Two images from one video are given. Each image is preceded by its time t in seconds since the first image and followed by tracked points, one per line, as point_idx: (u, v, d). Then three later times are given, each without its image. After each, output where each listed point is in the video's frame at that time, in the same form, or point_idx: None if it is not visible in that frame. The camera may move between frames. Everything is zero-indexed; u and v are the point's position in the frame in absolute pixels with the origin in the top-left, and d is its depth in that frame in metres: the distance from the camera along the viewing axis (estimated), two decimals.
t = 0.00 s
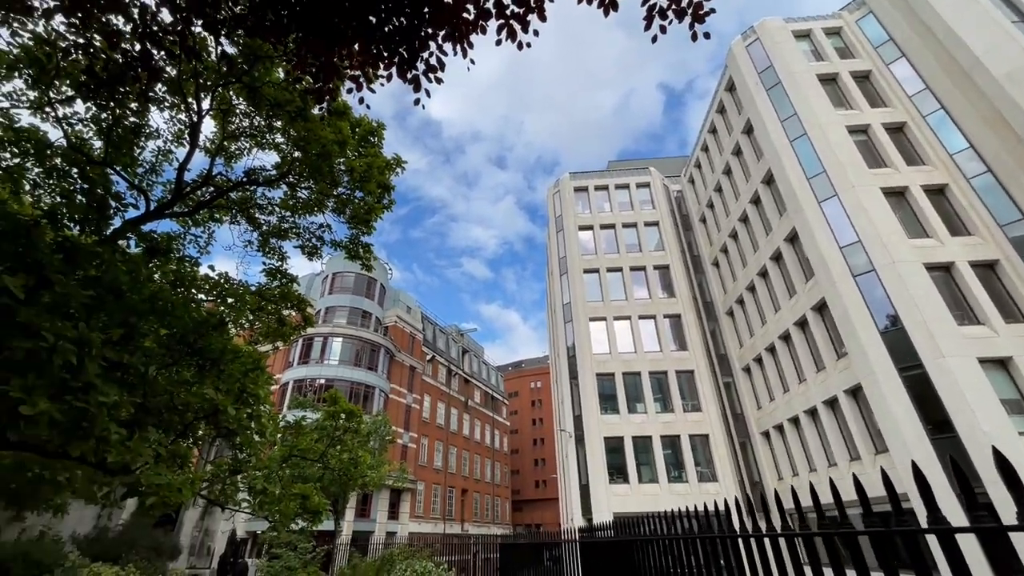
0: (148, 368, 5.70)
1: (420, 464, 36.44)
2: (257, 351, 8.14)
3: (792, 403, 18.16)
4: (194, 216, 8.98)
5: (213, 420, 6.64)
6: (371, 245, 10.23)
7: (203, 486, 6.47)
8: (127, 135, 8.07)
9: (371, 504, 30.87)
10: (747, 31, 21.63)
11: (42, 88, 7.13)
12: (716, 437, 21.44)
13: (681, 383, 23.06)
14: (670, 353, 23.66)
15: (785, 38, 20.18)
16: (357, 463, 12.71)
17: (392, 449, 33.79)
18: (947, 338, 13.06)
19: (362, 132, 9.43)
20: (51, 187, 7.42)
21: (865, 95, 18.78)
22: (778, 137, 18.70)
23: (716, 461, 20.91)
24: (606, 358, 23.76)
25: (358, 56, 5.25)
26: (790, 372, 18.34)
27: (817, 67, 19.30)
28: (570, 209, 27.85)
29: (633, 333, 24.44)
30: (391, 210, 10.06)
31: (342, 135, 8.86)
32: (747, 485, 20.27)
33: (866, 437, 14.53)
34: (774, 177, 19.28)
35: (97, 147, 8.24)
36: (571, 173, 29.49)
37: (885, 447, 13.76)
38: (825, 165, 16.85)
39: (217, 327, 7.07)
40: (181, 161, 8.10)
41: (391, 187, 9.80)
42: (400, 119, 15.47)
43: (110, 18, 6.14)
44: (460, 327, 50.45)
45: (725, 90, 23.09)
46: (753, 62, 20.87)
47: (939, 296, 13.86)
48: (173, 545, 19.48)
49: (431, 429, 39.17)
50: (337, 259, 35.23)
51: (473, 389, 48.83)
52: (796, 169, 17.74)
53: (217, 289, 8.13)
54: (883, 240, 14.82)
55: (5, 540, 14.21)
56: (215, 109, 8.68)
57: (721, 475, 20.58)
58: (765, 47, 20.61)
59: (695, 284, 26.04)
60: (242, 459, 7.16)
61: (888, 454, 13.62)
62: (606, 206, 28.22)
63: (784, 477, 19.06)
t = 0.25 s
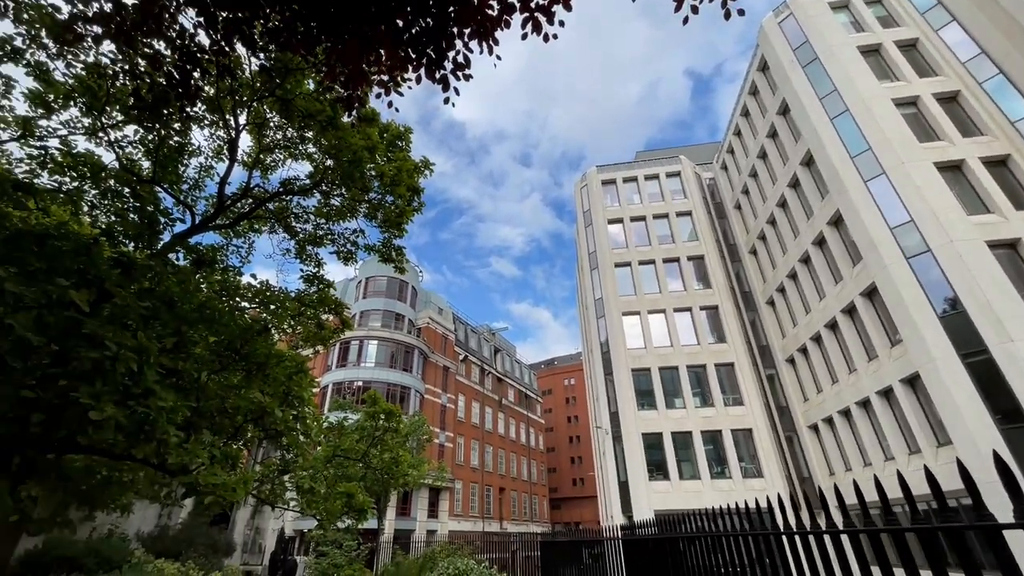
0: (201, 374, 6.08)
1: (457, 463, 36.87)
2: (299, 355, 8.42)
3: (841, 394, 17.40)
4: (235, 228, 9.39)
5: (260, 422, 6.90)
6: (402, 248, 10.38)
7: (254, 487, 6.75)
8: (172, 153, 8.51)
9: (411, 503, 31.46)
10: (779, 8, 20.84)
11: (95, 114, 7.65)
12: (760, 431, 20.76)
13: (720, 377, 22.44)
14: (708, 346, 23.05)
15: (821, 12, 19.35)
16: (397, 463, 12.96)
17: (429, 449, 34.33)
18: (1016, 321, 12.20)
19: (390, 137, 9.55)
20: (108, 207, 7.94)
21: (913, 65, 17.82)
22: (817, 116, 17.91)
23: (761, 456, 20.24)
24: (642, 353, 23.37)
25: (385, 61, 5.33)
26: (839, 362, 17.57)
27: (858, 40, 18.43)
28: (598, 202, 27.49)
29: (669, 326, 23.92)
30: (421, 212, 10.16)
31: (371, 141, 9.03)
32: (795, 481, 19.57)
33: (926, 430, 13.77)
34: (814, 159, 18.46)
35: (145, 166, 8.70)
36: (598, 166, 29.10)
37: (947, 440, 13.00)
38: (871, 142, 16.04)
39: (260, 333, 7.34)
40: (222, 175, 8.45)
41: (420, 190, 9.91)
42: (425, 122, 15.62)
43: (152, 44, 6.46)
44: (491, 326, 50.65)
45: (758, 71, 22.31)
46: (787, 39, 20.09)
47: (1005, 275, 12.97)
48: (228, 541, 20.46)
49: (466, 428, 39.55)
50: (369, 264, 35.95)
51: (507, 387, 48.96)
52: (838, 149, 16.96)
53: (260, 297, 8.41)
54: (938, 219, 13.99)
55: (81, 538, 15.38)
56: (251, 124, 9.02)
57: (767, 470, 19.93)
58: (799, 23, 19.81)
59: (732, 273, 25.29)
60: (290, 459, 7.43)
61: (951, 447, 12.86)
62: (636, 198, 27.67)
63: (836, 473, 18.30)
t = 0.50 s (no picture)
0: (243, 380, 6.26)
1: (490, 464, 37.02)
2: (334, 359, 8.60)
3: (891, 385, 16.62)
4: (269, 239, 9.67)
5: (300, 425, 7.07)
6: (429, 251, 10.47)
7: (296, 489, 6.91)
8: (208, 170, 8.83)
9: (446, 504, 31.74)
10: None
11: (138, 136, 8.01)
12: (803, 426, 20.04)
13: (758, 371, 21.78)
14: (744, 339, 22.39)
15: None
16: (432, 464, 13.10)
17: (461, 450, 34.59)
18: None
19: (413, 142, 9.65)
20: (151, 225, 8.28)
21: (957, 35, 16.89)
22: (854, 95, 17.19)
23: (805, 452, 19.52)
24: (675, 349, 22.91)
25: (408, 63, 5.40)
26: (887, 352, 16.79)
27: (895, 12, 17.60)
28: (623, 197, 27.10)
29: (702, 320, 23.36)
30: (447, 215, 10.23)
31: (395, 147, 9.15)
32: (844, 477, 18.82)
33: (986, 422, 13.00)
34: (852, 140, 17.69)
35: (184, 183, 9.07)
36: (622, 160, 28.70)
37: (1011, 431, 12.25)
38: (914, 119, 15.28)
39: (296, 340, 7.55)
40: (255, 188, 8.70)
41: (445, 193, 9.97)
42: (446, 128, 15.81)
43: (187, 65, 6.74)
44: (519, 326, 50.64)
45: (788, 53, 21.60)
46: (819, 17, 19.37)
47: None
48: (272, 542, 21.16)
49: (498, 429, 39.68)
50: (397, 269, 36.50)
51: (537, 388, 48.85)
52: (878, 128, 16.23)
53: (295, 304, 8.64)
54: (992, 197, 13.20)
55: (139, 540, 16.32)
56: (280, 137, 9.27)
57: (812, 467, 19.23)
58: None
59: (767, 264, 24.54)
60: (329, 461, 7.60)
61: (1016, 439, 12.11)
62: (662, 191, 27.14)
63: (887, 468, 17.49)
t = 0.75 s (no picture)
0: (277, 383, 6.41)
1: (520, 462, 37.04)
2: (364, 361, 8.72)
3: (941, 374, 15.82)
4: (298, 245, 9.87)
5: (333, 426, 7.20)
6: (453, 252, 10.52)
7: (332, 488, 7.07)
8: (239, 181, 9.09)
9: (478, 502, 31.92)
10: None
11: (172, 152, 8.30)
12: (845, 419, 19.33)
13: (795, 363, 21.09)
14: (779, 330, 21.73)
15: None
16: (463, 462, 13.19)
17: (491, 449, 34.73)
18: None
19: (433, 143, 9.70)
20: (188, 236, 8.57)
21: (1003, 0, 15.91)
22: (891, 70, 16.41)
23: (848, 446, 18.82)
24: (706, 342, 22.40)
25: (425, 63, 5.39)
26: (936, 339, 15.99)
27: None
28: (648, 189, 26.63)
29: (733, 312, 22.76)
30: (469, 214, 10.25)
31: (416, 149, 9.22)
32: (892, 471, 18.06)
33: None
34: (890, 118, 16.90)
35: (216, 195, 9.35)
36: (645, 152, 28.19)
37: None
38: (958, 91, 14.47)
39: (326, 343, 7.72)
40: (282, 197, 8.90)
41: (467, 192, 9.99)
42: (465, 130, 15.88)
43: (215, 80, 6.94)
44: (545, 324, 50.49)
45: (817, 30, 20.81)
46: None
47: None
48: (310, 541, 21.69)
49: (527, 427, 39.67)
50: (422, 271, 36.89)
51: (565, 385, 48.62)
52: (918, 103, 15.46)
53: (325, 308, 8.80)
54: None
55: (187, 538, 17.04)
56: (305, 146, 9.46)
57: (857, 461, 18.52)
58: None
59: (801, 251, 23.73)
60: (363, 461, 7.70)
61: None
62: (688, 181, 26.53)
63: (939, 462, 16.66)
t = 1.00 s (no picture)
0: (306, 379, 6.51)
1: (546, 456, 37.06)
2: (390, 357, 8.82)
3: (989, 360, 15.07)
4: (322, 245, 10.01)
5: (361, 420, 7.30)
6: (474, 246, 10.51)
7: (361, 481, 7.17)
8: (264, 184, 9.25)
9: (505, 496, 32.10)
10: None
11: (200, 158, 8.52)
12: (884, 409, 18.69)
13: (829, 351, 20.47)
14: (811, 318, 21.09)
15: None
16: (489, 456, 13.24)
17: (517, 443, 34.85)
18: None
19: (452, 139, 9.67)
20: (218, 239, 8.80)
21: None
22: (929, 42, 15.63)
23: (887, 437, 18.18)
24: (734, 332, 21.89)
25: (440, 59, 5.34)
26: (983, 323, 15.23)
27: None
28: (670, 177, 26.10)
29: (762, 301, 22.16)
30: (489, 208, 10.22)
31: (435, 144, 9.22)
32: (936, 463, 17.38)
33: None
34: (928, 92, 16.11)
35: (243, 199, 9.55)
36: (667, 140, 27.62)
37: None
38: (1003, 60, 13.68)
39: (352, 339, 7.84)
40: (305, 198, 9.03)
41: (486, 186, 9.95)
42: (483, 125, 15.84)
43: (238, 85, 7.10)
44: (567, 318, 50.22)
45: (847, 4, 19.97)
46: None
47: None
48: (343, 534, 22.18)
49: (552, 421, 39.64)
50: (444, 268, 37.14)
51: (590, 379, 48.33)
52: (960, 75, 14.68)
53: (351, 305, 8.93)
54: None
55: (225, 531, 17.64)
56: (326, 146, 9.57)
57: (897, 453, 17.92)
58: None
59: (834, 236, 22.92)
60: (391, 455, 7.80)
61: None
62: (712, 168, 25.87)
63: (988, 452, 15.90)
